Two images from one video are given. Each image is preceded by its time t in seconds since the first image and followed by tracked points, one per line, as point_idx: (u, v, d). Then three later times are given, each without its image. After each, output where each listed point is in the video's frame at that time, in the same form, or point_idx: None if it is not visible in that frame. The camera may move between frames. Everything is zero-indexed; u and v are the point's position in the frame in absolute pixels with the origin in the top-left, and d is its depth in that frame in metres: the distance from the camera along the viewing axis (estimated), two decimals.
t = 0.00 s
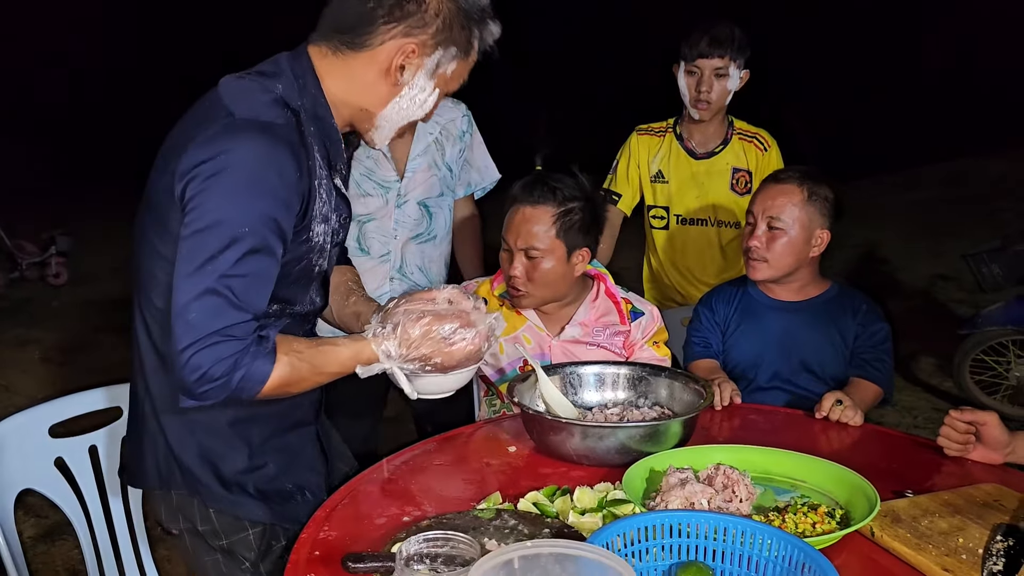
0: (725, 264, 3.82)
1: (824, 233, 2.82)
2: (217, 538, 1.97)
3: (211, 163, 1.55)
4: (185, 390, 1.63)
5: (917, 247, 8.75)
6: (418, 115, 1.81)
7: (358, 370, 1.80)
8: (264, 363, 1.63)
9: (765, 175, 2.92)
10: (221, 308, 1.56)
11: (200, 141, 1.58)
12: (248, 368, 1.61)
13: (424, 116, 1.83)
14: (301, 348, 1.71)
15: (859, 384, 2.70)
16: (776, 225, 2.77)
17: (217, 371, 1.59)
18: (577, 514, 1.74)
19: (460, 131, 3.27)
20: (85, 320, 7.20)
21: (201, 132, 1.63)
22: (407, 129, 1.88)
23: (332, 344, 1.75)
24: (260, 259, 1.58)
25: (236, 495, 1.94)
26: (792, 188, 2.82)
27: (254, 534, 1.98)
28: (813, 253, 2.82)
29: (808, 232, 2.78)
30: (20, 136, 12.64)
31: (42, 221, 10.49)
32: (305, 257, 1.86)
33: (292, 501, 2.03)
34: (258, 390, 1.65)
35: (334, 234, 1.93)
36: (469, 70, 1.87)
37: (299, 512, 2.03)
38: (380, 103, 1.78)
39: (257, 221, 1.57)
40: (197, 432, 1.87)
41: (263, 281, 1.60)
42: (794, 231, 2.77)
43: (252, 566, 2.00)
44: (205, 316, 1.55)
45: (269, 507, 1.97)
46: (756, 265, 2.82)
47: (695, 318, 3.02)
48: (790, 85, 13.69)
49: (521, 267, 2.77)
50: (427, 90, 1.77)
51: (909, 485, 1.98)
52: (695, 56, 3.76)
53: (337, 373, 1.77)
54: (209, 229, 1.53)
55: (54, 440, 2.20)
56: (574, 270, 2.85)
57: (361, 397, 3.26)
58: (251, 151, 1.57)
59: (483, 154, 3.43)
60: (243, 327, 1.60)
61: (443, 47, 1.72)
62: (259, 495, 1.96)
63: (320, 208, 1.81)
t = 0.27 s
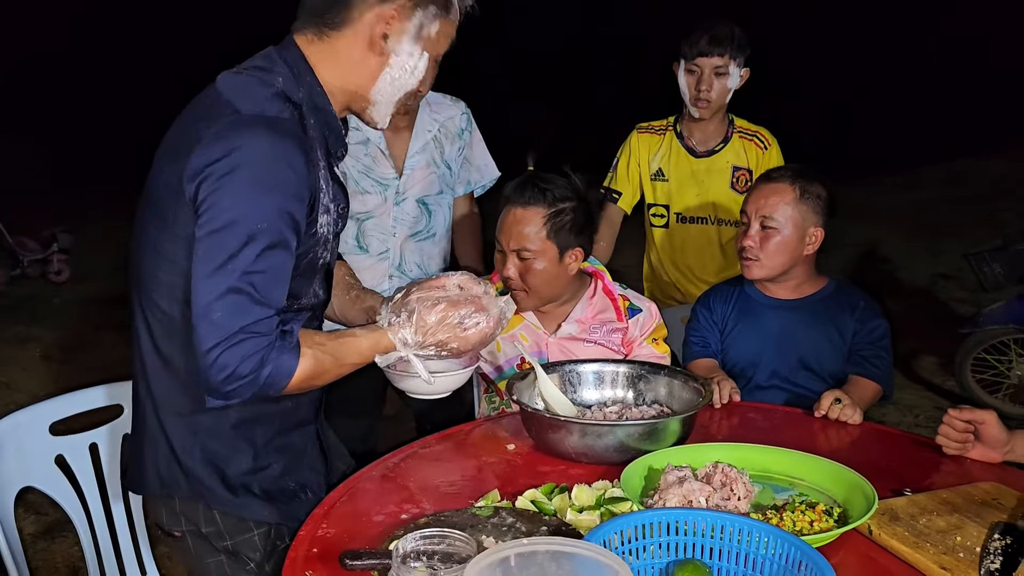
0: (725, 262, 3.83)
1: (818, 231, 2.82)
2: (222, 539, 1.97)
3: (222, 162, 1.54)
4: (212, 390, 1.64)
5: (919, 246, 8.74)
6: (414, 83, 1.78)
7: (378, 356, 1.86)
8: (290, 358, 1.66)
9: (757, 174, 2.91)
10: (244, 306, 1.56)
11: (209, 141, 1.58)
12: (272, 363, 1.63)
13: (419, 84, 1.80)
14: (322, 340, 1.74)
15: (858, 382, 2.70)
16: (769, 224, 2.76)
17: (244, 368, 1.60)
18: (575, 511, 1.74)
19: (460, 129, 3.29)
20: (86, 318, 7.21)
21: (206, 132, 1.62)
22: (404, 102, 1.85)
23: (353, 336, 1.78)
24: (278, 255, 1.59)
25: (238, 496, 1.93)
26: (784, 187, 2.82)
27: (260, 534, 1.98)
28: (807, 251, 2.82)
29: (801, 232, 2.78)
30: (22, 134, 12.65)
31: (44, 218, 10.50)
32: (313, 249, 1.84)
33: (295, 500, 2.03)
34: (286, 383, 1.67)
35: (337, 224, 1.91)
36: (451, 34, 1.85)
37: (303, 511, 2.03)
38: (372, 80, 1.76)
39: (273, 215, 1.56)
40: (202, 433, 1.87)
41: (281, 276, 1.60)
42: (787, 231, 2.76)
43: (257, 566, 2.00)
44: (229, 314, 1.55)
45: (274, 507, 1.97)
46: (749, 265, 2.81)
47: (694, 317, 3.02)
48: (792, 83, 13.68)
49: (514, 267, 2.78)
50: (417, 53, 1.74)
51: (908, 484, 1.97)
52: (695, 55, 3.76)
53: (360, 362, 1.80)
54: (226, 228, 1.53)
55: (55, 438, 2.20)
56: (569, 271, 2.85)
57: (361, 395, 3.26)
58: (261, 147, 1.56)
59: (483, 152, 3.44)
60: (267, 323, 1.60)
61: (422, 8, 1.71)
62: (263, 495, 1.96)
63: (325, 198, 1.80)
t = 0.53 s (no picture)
0: (730, 261, 3.82)
1: (822, 230, 2.81)
2: (228, 538, 1.96)
3: (210, 148, 1.55)
4: (218, 379, 1.64)
5: (926, 246, 8.71)
6: (313, 31, 1.73)
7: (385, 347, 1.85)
8: (291, 345, 1.65)
9: (761, 174, 2.90)
10: (244, 290, 1.57)
11: (198, 129, 1.59)
12: (274, 349, 1.63)
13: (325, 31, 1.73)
14: (327, 328, 1.73)
15: (863, 381, 2.69)
16: (772, 224, 2.76)
17: (247, 354, 1.60)
18: (578, 510, 1.74)
19: (461, 127, 3.29)
20: (92, 316, 7.23)
21: (195, 121, 1.63)
22: (335, 61, 1.76)
23: (358, 326, 1.78)
24: (272, 238, 1.58)
25: (246, 492, 1.93)
26: (787, 185, 2.81)
27: (264, 533, 1.98)
28: (811, 250, 2.81)
29: (804, 230, 2.77)
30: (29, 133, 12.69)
31: (51, 217, 10.53)
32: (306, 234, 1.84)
33: (300, 497, 2.04)
34: (289, 369, 1.67)
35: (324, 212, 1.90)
36: None
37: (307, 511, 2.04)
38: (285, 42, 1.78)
39: (263, 199, 1.56)
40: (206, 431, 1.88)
41: (277, 259, 1.60)
42: (790, 229, 2.76)
43: (266, 560, 2.00)
44: (228, 300, 1.56)
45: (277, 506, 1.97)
46: (753, 265, 2.81)
47: (697, 317, 3.02)
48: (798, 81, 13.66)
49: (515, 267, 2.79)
50: None
51: (913, 483, 1.97)
52: (698, 53, 3.78)
53: (367, 352, 1.81)
54: (219, 213, 1.53)
55: (62, 435, 2.21)
56: (568, 271, 2.84)
57: (365, 392, 3.27)
58: (248, 132, 1.56)
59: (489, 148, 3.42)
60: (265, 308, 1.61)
61: None
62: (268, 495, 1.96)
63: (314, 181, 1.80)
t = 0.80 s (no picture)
0: (736, 262, 3.80)
1: (829, 232, 2.81)
2: (227, 533, 2.00)
3: (171, 138, 1.62)
4: (195, 367, 1.68)
5: (932, 246, 8.69)
6: (275, 27, 1.82)
7: (369, 343, 1.76)
8: (261, 331, 1.65)
9: (769, 176, 2.89)
10: (207, 273, 1.60)
11: (166, 123, 1.67)
12: (244, 333, 1.64)
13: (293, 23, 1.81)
14: (303, 318, 1.72)
15: (869, 382, 2.69)
16: (780, 226, 2.75)
17: (217, 338, 1.62)
18: (584, 511, 1.74)
19: (455, 126, 3.30)
20: (98, 315, 7.25)
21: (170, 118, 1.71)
22: (302, 50, 1.83)
23: (339, 318, 1.75)
24: (233, 221, 1.62)
25: (246, 487, 1.95)
26: (795, 187, 2.80)
27: (263, 529, 2.01)
28: (818, 252, 2.81)
29: (811, 232, 2.76)
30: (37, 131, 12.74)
31: (58, 215, 10.56)
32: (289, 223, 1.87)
33: (303, 494, 2.05)
34: (260, 354, 1.66)
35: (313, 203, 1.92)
36: None
37: (309, 509, 2.06)
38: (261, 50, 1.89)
39: (221, 183, 1.61)
40: (204, 426, 1.90)
41: (241, 243, 1.63)
42: (797, 231, 2.74)
43: (260, 559, 2.04)
44: (193, 282, 1.60)
45: (279, 504, 2.00)
46: (760, 268, 2.80)
47: (703, 318, 3.02)
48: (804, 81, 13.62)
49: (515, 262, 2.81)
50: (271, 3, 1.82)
51: (919, 485, 1.96)
52: (700, 52, 3.82)
53: (346, 347, 1.75)
54: (178, 197, 1.59)
55: (70, 434, 2.21)
56: (570, 272, 2.82)
57: (371, 391, 3.27)
58: (201, 121, 1.63)
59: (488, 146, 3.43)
60: (233, 292, 1.63)
61: None
62: (269, 493, 1.99)
63: (288, 167, 1.84)
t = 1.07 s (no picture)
0: (742, 264, 3.80)
1: (838, 237, 2.80)
2: (229, 519, 2.17)
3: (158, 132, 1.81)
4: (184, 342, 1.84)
5: (941, 248, 8.66)
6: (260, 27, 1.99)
7: (345, 328, 1.81)
8: (233, 310, 1.75)
9: (778, 179, 2.88)
10: (185, 252, 1.76)
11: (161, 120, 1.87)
12: (218, 312, 1.74)
13: (272, 20, 1.96)
14: (280, 301, 1.79)
15: (877, 385, 2.68)
16: (789, 230, 2.74)
17: (195, 314, 1.76)
18: (591, 515, 1.74)
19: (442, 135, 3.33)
20: (107, 315, 7.28)
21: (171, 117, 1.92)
22: (282, 44, 1.98)
23: (317, 303, 1.80)
24: (209, 204, 1.77)
25: (245, 477, 2.11)
26: (805, 191, 2.79)
27: (263, 519, 2.16)
28: (827, 257, 2.80)
29: (821, 235, 2.75)
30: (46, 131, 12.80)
31: (66, 215, 10.61)
32: (276, 209, 2.00)
33: (304, 488, 2.17)
34: (237, 332, 1.76)
35: (306, 192, 2.05)
36: None
37: (309, 499, 2.19)
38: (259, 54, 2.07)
39: (196, 168, 1.76)
40: (211, 409, 2.07)
41: (220, 223, 1.79)
42: (807, 235, 2.74)
43: (261, 550, 2.18)
44: (173, 261, 1.77)
45: (278, 495, 2.14)
46: (769, 272, 2.80)
47: (711, 318, 3.04)
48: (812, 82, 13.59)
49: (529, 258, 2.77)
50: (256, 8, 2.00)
51: (927, 489, 1.96)
52: (705, 54, 3.83)
53: (323, 332, 1.81)
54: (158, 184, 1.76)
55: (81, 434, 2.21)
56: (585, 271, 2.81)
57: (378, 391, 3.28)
58: (182, 111, 1.81)
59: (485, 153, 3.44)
60: (209, 270, 1.77)
61: None
62: (269, 484, 2.12)
63: (269, 154, 1.98)
